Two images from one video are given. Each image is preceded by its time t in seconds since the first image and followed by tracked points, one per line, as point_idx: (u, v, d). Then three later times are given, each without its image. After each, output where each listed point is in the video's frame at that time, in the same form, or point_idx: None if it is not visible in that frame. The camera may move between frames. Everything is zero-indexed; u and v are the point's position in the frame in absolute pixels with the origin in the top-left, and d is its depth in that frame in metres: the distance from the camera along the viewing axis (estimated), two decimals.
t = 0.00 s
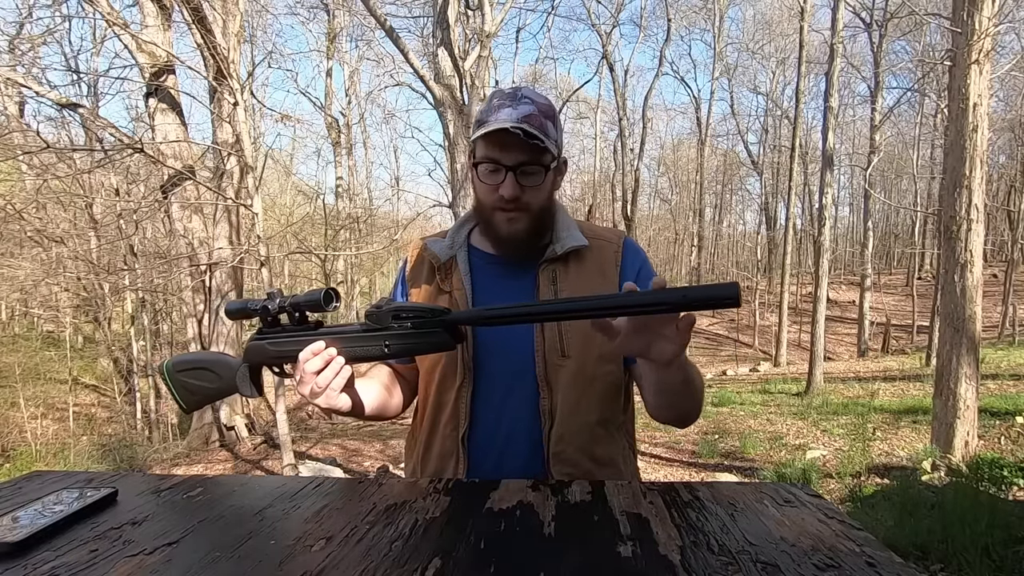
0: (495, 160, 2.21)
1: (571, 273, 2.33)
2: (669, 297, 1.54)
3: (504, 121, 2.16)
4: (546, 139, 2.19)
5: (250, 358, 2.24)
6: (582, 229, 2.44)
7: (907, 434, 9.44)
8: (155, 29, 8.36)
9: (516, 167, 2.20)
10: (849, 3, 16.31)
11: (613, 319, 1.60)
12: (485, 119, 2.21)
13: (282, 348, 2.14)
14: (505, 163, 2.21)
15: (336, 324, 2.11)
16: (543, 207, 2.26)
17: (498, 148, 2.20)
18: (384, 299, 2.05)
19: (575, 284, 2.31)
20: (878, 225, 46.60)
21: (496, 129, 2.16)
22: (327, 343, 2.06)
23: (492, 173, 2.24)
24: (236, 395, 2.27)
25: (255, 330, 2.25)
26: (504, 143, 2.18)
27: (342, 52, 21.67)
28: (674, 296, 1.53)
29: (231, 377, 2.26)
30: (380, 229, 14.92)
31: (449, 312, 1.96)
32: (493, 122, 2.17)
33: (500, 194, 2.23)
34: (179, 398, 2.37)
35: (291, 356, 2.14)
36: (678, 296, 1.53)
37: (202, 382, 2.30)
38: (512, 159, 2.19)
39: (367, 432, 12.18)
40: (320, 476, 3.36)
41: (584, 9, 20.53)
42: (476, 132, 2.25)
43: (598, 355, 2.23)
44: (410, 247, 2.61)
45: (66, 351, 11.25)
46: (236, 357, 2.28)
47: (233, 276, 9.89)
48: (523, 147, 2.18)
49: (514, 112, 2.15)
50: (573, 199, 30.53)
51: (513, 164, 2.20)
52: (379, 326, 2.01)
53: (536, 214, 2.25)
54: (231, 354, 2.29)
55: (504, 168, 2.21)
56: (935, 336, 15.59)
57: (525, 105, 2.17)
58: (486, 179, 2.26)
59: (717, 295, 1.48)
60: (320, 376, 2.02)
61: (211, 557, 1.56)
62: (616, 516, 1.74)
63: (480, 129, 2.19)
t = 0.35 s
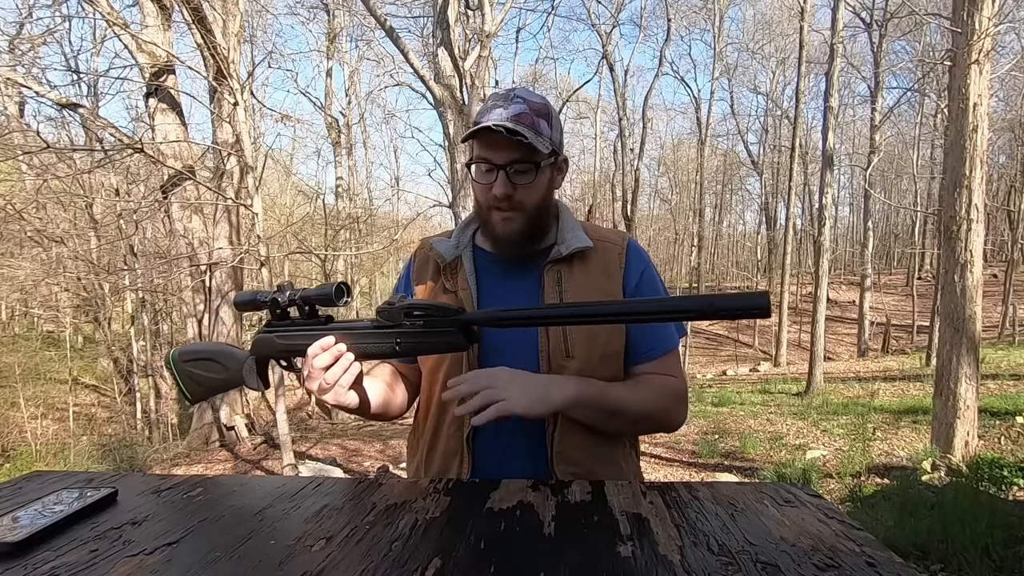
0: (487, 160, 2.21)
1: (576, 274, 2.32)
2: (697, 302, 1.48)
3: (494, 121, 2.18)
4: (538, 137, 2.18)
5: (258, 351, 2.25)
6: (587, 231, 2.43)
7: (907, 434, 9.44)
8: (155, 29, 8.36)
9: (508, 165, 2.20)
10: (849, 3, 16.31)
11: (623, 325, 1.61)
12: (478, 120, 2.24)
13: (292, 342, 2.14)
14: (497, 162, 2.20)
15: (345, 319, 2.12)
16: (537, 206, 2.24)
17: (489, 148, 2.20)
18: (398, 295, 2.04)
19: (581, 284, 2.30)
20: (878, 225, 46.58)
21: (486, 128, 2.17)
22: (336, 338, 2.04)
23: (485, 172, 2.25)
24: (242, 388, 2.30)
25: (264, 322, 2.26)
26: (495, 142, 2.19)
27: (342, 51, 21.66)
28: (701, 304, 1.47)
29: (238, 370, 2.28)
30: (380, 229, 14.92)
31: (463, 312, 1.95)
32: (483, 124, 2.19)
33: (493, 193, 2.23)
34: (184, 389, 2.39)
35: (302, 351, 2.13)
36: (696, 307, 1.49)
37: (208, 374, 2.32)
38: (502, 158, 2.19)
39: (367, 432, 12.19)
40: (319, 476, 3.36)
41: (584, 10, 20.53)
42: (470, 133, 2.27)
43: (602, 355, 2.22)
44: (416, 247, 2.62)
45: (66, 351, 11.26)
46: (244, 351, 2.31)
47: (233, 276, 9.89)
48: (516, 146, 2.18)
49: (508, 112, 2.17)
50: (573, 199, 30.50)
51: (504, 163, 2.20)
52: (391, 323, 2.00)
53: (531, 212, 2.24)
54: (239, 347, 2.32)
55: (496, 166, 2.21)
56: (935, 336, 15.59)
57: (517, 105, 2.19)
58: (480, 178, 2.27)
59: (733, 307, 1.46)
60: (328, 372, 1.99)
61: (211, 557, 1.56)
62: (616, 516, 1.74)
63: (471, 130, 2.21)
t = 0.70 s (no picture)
0: (504, 157, 2.23)
1: (581, 274, 2.32)
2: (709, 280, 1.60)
3: (514, 118, 2.17)
4: (555, 138, 2.21)
5: (269, 333, 2.27)
6: (588, 229, 2.43)
7: (907, 434, 9.44)
8: (155, 29, 8.36)
9: (525, 164, 2.22)
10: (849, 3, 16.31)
11: (620, 302, 1.72)
12: (493, 115, 2.22)
13: (307, 322, 2.16)
14: (514, 160, 2.23)
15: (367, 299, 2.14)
16: (550, 206, 2.28)
17: (508, 146, 2.22)
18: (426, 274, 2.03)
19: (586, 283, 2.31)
20: (878, 225, 46.55)
21: (507, 125, 2.17)
22: (357, 319, 2.05)
23: (499, 169, 2.26)
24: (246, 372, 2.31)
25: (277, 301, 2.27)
26: (514, 141, 2.20)
27: (342, 52, 21.66)
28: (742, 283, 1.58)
29: (243, 352, 2.30)
30: (380, 229, 14.93)
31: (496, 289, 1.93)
32: (502, 121, 2.18)
33: (508, 192, 2.24)
34: (182, 373, 2.38)
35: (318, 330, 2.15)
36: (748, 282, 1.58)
37: (210, 357, 2.33)
38: (522, 157, 2.21)
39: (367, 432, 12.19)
40: (320, 476, 3.37)
41: (584, 9, 20.52)
42: (484, 129, 2.26)
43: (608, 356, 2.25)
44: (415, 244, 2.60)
45: (66, 351, 11.26)
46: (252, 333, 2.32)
47: (233, 276, 9.90)
48: (534, 144, 2.20)
49: (527, 110, 2.17)
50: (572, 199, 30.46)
51: (522, 162, 2.23)
52: (419, 301, 2.00)
53: (543, 212, 2.26)
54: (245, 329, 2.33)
55: (513, 165, 2.23)
56: (935, 336, 15.59)
57: (534, 104, 2.18)
58: (495, 176, 2.27)
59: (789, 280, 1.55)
60: (347, 352, 1.99)
61: (211, 557, 1.56)
62: (616, 516, 1.74)
63: (488, 127, 2.20)
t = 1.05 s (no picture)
0: (516, 154, 2.22)
1: (586, 279, 2.32)
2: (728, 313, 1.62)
3: (529, 113, 2.17)
4: (568, 134, 2.22)
5: (263, 320, 2.28)
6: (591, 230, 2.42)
7: (907, 434, 9.44)
8: (155, 29, 8.37)
9: (538, 161, 2.21)
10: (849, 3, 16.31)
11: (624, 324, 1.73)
12: (504, 111, 2.21)
13: (306, 314, 2.17)
14: (527, 156, 2.21)
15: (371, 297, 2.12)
16: (562, 203, 2.28)
17: (521, 142, 2.21)
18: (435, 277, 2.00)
19: (591, 288, 2.31)
20: (878, 225, 46.54)
21: (520, 120, 2.16)
22: (359, 316, 2.04)
23: (511, 166, 2.24)
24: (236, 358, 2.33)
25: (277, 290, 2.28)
26: (528, 137, 2.20)
27: (342, 52, 21.65)
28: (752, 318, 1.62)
29: (236, 337, 2.32)
30: (380, 229, 14.94)
31: (508, 298, 1.90)
32: (514, 114, 2.17)
33: (521, 188, 2.22)
34: (167, 356, 2.37)
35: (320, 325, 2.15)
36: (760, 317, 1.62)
37: (200, 341, 2.33)
38: (535, 153, 2.21)
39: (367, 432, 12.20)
40: (320, 476, 3.37)
41: (584, 9, 20.52)
42: (495, 125, 2.24)
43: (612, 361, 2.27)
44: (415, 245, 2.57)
45: (66, 351, 11.26)
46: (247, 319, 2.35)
47: (232, 276, 9.91)
48: (548, 141, 2.20)
49: (540, 106, 2.17)
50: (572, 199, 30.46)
51: (535, 158, 2.21)
52: (431, 305, 1.98)
53: (555, 211, 2.26)
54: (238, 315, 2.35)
55: (526, 161, 2.22)
56: (935, 336, 15.59)
57: (547, 101, 2.19)
58: (506, 173, 2.25)
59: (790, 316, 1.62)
60: (347, 347, 1.99)
61: (211, 556, 1.56)
62: (616, 516, 1.74)
63: (502, 121, 2.18)
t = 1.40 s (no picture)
0: (523, 147, 2.21)
1: (589, 282, 2.31)
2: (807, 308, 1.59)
3: (537, 105, 2.17)
4: (577, 129, 2.21)
5: (287, 309, 2.27)
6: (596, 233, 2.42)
7: (907, 434, 9.44)
8: (155, 29, 8.37)
9: (546, 154, 2.20)
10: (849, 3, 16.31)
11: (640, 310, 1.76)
12: (513, 105, 2.22)
13: (335, 302, 2.15)
14: (534, 150, 2.20)
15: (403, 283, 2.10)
16: (568, 200, 2.27)
17: (528, 136, 2.20)
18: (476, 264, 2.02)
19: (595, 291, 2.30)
20: (878, 225, 46.53)
21: (529, 112, 2.16)
22: (392, 303, 2.02)
23: (519, 159, 2.23)
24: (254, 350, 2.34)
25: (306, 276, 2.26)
26: (536, 130, 2.19)
27: (342, 52, 21.64)
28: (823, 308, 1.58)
29: (254, 327, 2.32)
30: (380, 229, 14.96)
31: (552, 288, 1.90)
32: (522, 107, 2.17)
33: (527, 181, 2.21)
34: (179, 344, 2.34)
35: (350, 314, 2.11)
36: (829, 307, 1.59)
37: (215, 330, 2.32)
38: (543, 146, 2.19)
39: (367, 432, 12.20)
40: (320, 475, 3.38)
41: (584, 9, 20.53)
42: (504, 118, 2.24)
43: (617, 365, 2.24)
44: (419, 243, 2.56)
45: (66, 351, 11.26)
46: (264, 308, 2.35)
47: (232, 276, 9.93)
48: (557, 135, 2.19)
49: (549, 100, 2.17)
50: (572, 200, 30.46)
51: (543, 151, 2.20)
52: (467, 292, 1.97)
53: (560, 207, 2.25)
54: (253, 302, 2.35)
55: (533, 154, 2.20)
56: (935, 336, 15.58)
57: (558, 98, 2.19)
58: (514, 166, 2.24)
59: (874, 306, 1.55)
60: (378, 337, 1.99)
61: (211, 557, 1.56)
62: (616, 516, 1.74)
63: (511, 112, 2.18)
